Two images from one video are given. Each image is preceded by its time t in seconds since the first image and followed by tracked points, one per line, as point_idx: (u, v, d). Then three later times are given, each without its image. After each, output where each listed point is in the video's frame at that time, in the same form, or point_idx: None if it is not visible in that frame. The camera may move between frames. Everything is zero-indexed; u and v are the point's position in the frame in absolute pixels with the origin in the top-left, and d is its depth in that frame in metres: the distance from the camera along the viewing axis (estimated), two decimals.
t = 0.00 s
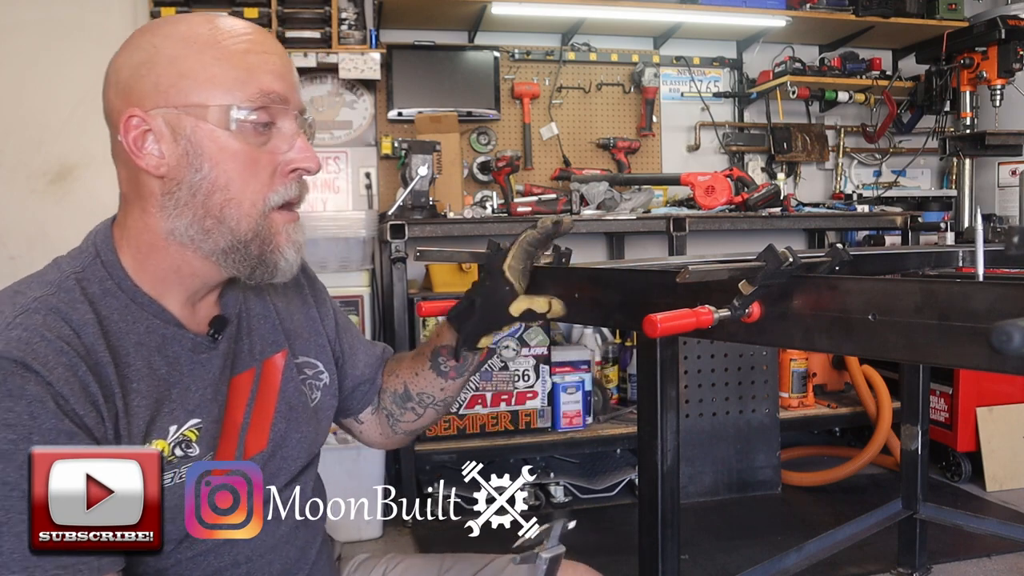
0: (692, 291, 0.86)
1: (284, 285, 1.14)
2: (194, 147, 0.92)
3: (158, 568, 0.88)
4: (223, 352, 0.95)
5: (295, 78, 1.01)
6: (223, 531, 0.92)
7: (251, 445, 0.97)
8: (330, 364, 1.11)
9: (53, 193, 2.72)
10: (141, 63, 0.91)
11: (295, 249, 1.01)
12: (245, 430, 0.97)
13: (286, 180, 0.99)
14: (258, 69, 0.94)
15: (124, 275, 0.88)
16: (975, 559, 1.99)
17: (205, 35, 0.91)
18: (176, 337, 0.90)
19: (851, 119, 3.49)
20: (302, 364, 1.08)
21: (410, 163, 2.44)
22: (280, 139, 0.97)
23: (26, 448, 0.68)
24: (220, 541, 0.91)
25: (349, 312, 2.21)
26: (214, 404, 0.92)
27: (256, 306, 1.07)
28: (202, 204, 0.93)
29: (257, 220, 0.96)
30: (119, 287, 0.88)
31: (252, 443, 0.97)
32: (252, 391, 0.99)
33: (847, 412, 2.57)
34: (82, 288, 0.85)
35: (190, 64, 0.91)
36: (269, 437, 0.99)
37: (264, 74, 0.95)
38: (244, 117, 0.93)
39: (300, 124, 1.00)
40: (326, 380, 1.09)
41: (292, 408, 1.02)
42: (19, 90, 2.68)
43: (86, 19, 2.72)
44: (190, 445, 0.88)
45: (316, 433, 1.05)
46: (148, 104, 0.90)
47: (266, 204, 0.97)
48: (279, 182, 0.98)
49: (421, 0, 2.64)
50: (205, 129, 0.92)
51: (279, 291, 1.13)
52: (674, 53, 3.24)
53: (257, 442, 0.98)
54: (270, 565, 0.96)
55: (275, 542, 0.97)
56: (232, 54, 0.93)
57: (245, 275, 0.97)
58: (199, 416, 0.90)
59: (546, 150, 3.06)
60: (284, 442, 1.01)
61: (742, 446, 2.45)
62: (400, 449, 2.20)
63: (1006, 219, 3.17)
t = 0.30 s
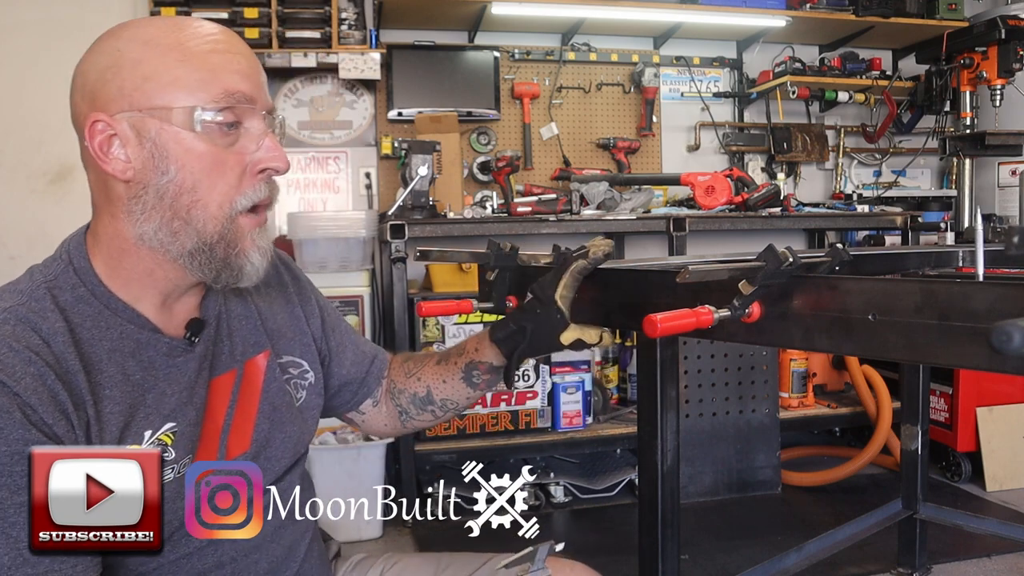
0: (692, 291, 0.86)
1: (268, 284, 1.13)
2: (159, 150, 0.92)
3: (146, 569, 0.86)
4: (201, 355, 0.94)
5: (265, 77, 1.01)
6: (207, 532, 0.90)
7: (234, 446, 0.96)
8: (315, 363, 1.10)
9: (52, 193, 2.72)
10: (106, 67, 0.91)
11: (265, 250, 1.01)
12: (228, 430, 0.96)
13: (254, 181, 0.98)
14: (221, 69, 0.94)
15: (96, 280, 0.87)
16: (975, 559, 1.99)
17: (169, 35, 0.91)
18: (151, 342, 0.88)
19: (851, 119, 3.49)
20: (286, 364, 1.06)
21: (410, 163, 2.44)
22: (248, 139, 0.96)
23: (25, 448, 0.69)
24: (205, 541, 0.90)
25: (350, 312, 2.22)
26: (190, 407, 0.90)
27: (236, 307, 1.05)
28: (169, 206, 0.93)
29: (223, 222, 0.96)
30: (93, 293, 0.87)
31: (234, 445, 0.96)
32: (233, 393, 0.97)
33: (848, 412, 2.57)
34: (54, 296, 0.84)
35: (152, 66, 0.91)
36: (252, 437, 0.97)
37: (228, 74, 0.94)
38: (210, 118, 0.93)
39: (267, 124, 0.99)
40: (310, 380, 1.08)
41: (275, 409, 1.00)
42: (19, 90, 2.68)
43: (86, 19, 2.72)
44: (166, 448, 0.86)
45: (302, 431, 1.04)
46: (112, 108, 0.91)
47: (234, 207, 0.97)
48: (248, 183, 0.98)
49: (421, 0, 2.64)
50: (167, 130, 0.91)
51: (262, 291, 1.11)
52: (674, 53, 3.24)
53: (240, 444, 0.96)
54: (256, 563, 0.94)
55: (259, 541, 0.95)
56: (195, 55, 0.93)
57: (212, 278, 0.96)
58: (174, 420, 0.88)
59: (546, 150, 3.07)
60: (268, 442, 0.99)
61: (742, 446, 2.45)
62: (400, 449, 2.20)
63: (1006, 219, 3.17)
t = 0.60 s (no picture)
0: (693, 291, 0.86)
1: (259, 284, 1.14)
2: (127, 150, 0.92)
3: (147, 569, 0.86)
4: (195, 354, 0.94)
5: (245, 74, 1.00)
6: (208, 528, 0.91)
7: (230, 444, 0.96)
8: (308, 361, 1.10)
9: (52, 193, 2.72)
10: (82, 69, 0.92)
11: (243, 250, 1.00)
12: (224, 429, 0.96)
13: (229, 180, 0.97)
14: (191, 65, 0.93)
15: (88, 281, 0.87)
16: (975, 559, 1.99)
17: (143, 34, 0.91)
18: (145, 342, 0.89)
19: (851, 119, 3.49)
20: (279, 362, 1.06)
21: (410, 163, 2.44)
22: (222, 137, 0.96)
23: (26, 450, 0.69)
24: (204, 540, 0.90)
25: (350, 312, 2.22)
26: (187, 406, 0.90)
27: (229, 308, 1.05)
28: (139, 207, 0.93)
29: (195, 222, 0.95)
30: (86, 295, 0.87)
31: (231, 443, 0.96)
32: (228, 392, 0.98)
33: (847, 412, 2.57)
34: (47, 297, 0.84)
35: (123, 65, 0.91)
36: (248, 436, 0.98)
37: (196, 69, 0.93)
38: (183, 116, 0.92)
39: (243, 121, 0.98)
40: (303, 377, 1.08)
41: (270, 407, 1.01)
42: (19, 90, 2.68)
43: (86, 19, 2.72)
44: (165, 448, 0.87)
45: (298, 428, 1.05)
46: (86, 109, 0.91)
47: (205, 205, 0.96)
48: (219, 182, 0.96)
49: (421, 0, 2.64)
50: (135, 128, 0.91)
51: (253, 291, 1.12)
52: (674, 53, 3.24)
53: (237, 443, 0.97)
54: (255, 561, 0.95)
55: (258, 539, 0.95)
56: (164, 51, 0.92)
57: (190, 278, 0.95)
58: (172, 420, 0.88)
59: (546, 150, 3.07)
60: (264, 440, 0.99)
61: (742, 446, 2.45)
62: (400, 449, 2.20)
63: (1006, 219, 3.17)
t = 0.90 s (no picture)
0: (693, 291, 0.86)
1: (257, 284, 1.14)
2: (119, 151, 0.92)
3: (147, 570, 0.86)
4: (193, 355, 0.94)
5: (239, 74, 1.00)
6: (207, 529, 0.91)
7: (229, 445, 0.96)
8: (307, 361, 1.11)
9: (52, 193, 2.72)
10: (72, 69, 0.92)
11: (238, 250, 0.99)
12: (223, 430, 0.96)
13: (222, 181, 0.97)
14: (180, 65, 0.92)
15: (85, 282, 0.87)
16: (975, 559, 1.99)
17: (133, 34, 0.91)
18: (143, 344, 0.89)
19: (851, 119, 3.49)
20: (278, 362, 1.07)
21: (410, 163, 2.44)
22: (214, 138, 0.95)
23: (25, 453, 0.69)
24: (204, 540, 0.90)
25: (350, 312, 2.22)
26: (186, 407, 0.91)
27: (227, 308, 1.06)
28: (132, 209, 0.93)
29: (188, 223, 0.95)
30: (83, 297, 0.86)
31: (230, 444, 0.96)
32: (227, 392, 0.98)
33: (848, 412, 2.57)
34: (44, 299, 0.84)
35: (112, 66, 0.90)
36: (247, 437, 0.98)
37: (185, 69, 0.92)
38: (174, 117, 0.92)
39: (234, 123, 0.97)
40: (302, 377, 1.09)
41: (269, 407, 1.01)
42: (19, 90, 2.68)
43: (86, 19, 2.72)
44: (163, 451, 0.87)
45: (298, 428, 1.05)
46: (78, 111, 0.92)
47: (201, 206, 0.96)
48: (213, 183, 0.96)
49: (421, 0, 2.64)
50: (127, 130, 0.91)
51: (252, 291, 1.12)
52: (674, 53, 3.24)
53: (236, 443, 0.97)
54: (255, 561, 0.95)
55: (258, 539, 0.95)
56: (154, 51, 0.91)
57: (186, 280, 0.95)
58: (171, 422, 0.88)
59: (546, 150, 3.07)
60: (263, 441, 1.00)
61: (742, 446, 2.45)
62: (400, 449, 2.20)
63: (1007, 219, 3.17)
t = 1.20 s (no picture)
0: (693, 291, 0.86)
1: (271, 290, 1.16)
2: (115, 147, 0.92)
3: (153, 570, 0.85)
4: (205, 357, 0.93)
5: (247, 73, 0.99)
6: (215, 530, 0.91)
7: (240, 449, 0.96)
8: (317, 366, 1.12)
9: (53, 193, 2.72)
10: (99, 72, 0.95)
11: (207, 252, 0.93)
12: (234, 433, 0.96)
13: (191, 180, 0.92)
14: (167, 61, 0.91)
15: (101, 279, 0.87)
16: (975, 559, 1.99)
17: (147, 38, 0.93)
18: (156, 343, 0.88)
19: (851, 119, 3.49)
20: (289, 367, 1.08)
21: (410, 163, 2.44)
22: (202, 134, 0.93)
23: (39, 450, 0.68)
24: (210, 542, 0.90)
25: (349, 312, 2.21)
26: (196, 410, 0.89)
27: (241, 311, 1.06)
28: (113, 202, 0.91)
29: (156, 221, 0.91)
30: (99, 293, 0.86)
31: (241, 448, 0.96)
32: (239, 398, 0.98)
33: (847, 412, 2.57)
34: (62, 295, 0.84)
35: (123, 68, 0.92)
36: (258, 441, 0.98)
37: (184, 66, 0.92)
38: (172, 115, 0.91)
39: (218, 122, 0.94)
40: (312, 383, 1.10)
41: (279, 412, 1.01)
42: (19, 90, 2.68)
43: (86, 19, 2.72)
44: (174, 453, 0.86)
45: (307, 433, 1.05)
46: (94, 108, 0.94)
47: (165, 204, 0.91)
48: (182, 184, 0.92)
49: (421, 0, 2.64)
50: (115, 127, 0.91)
51: (266, 297, 1.13)
52: (674, 53, 3.24)
53: (246, 447, 0.97)
54: (259, 564, 0.95)
55: (263, 542, 0.96)
56: (155, 51, 0.92)
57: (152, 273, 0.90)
58: (181, 424, 0.87)
59: (546, 150, 3.07)
60: (273, 445, 1.00)
61: (742, 446, 2.45)
62: (400, 449, 2.20)
63: (1006, 219, 3.17)
